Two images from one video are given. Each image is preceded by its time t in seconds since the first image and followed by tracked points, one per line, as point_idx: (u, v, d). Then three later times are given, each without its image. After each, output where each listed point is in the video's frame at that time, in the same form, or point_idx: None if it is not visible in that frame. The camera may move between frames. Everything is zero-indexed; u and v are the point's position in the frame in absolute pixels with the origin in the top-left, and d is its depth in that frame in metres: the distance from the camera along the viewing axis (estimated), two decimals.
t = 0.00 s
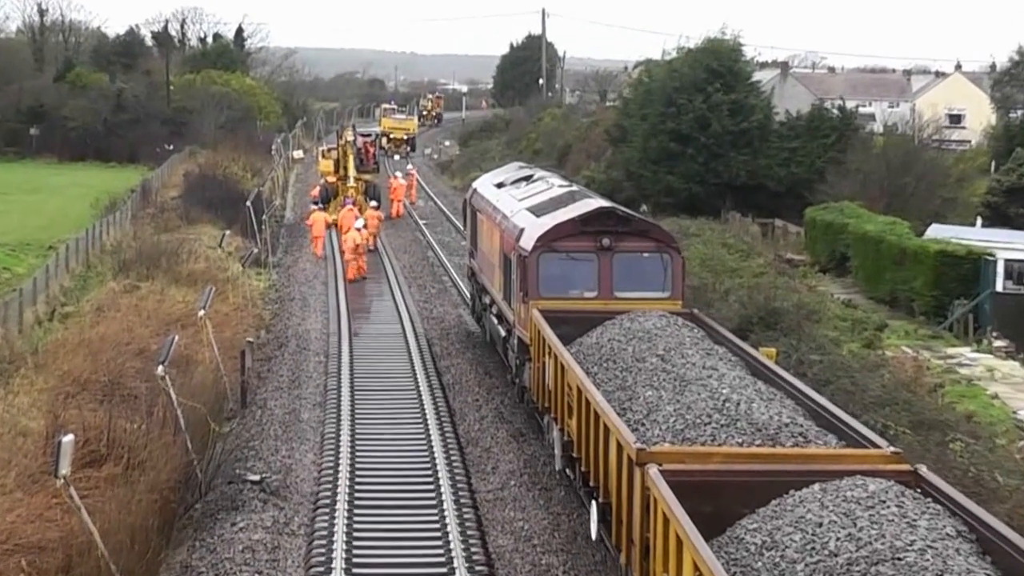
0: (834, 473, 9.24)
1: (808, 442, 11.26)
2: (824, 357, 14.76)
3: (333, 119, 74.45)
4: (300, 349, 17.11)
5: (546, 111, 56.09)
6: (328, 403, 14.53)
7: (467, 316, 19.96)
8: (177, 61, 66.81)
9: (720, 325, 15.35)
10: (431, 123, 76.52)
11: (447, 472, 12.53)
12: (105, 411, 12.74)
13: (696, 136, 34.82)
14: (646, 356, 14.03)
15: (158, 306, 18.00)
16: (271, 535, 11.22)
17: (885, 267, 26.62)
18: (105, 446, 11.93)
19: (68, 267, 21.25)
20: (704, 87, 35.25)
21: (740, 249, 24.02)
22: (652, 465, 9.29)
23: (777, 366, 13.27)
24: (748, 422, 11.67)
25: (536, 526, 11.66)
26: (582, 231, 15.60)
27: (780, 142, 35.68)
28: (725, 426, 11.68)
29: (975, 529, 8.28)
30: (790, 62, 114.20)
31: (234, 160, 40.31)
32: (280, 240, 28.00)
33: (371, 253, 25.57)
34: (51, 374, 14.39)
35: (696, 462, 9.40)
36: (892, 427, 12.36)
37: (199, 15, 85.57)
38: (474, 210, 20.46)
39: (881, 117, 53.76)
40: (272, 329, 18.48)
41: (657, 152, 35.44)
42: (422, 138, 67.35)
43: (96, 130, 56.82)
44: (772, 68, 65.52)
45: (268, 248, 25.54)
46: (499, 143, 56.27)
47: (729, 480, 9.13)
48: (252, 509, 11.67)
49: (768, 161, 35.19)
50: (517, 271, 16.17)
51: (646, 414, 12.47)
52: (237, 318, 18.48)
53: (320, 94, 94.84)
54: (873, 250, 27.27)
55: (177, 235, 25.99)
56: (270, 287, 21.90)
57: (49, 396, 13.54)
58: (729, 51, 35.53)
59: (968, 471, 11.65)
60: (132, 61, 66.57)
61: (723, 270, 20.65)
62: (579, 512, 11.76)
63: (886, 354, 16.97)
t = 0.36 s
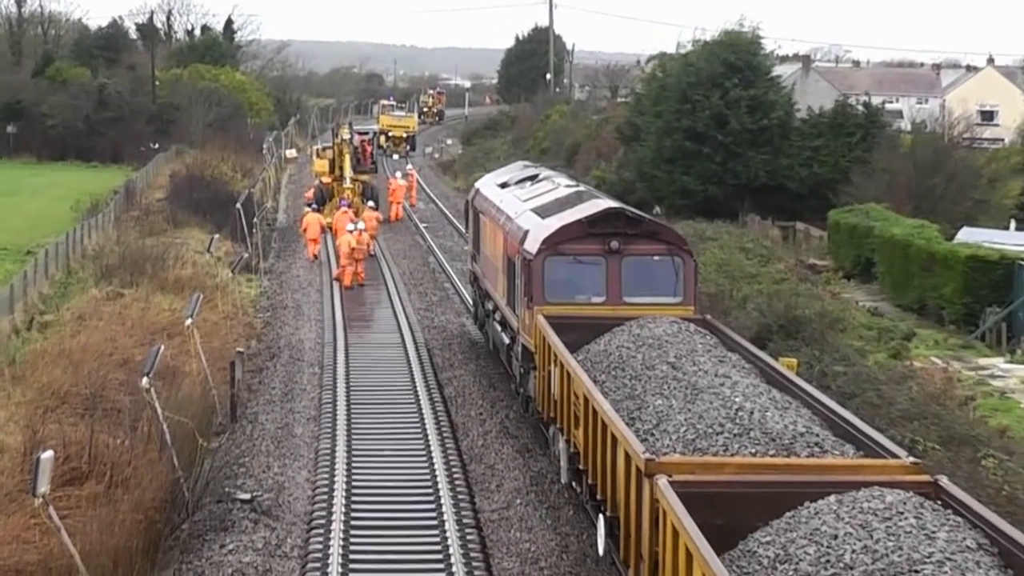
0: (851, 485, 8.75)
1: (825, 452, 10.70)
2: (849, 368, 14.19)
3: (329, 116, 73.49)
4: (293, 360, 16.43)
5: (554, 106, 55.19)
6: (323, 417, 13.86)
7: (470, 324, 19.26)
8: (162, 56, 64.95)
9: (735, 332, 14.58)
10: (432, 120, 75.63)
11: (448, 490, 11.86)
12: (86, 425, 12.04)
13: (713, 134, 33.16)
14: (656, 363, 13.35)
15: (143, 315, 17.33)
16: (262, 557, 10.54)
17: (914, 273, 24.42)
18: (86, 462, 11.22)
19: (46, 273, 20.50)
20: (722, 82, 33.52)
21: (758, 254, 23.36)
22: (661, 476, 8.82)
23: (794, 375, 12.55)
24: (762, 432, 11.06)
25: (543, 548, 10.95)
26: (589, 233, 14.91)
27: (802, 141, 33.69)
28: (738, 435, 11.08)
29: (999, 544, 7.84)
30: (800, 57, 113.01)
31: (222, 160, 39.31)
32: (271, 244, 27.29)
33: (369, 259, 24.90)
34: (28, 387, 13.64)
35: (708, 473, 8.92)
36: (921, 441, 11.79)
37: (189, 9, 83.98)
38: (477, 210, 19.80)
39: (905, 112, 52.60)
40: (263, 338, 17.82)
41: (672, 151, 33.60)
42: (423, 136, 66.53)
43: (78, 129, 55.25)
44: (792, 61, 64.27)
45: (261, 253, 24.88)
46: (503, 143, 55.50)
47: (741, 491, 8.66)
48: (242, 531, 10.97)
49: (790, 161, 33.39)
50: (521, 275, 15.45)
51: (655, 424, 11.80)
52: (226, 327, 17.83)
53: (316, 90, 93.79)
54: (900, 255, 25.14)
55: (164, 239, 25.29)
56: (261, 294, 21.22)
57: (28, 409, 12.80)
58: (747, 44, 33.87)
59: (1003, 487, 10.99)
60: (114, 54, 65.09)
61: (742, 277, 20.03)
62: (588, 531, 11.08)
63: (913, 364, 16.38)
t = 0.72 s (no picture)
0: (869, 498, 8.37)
1: (843, 464, 10.12)
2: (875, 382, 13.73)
3: (322, 112, 72.75)
4: (285, 373, 15.76)
5: (561, 103, 54.39)
6: (318, 431, 13.22)
7: (474, 334, 18.62)
8: (145, 49, 62.37)
9: (749, 340, 13.93)
10: (433, 118, 74.85)
11: (450, 509, 11.22)
12: (67, 444, 11.38)
13: (730, 132, 31.46)
14: (666, 372, 12.71)
15: (126, 325, 16.65)
16: None
17: (944, 280, 22.43)
18: (66, 482, 10.57)
19: (24, 280, 20.01)
20: (740, 77, 31.93)
21: (779, 259, 22.75)
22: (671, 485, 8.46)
23: (813, 386, 11.89)
24: (776, 443, 10.52)
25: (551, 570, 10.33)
26: (598, 236, 14.25)
27: (825, 140, 31.90)
28: (752, 447, 10.51)
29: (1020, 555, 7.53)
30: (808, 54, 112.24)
31: (210, 160, 38.40)
32: (261, 249, 26.61)
33: (366, 265, 24.29)
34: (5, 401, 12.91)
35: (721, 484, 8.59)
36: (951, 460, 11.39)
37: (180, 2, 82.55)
38: (480, 212, 19.16)
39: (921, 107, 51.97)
40: (253, 350, 17.17)
41: (688, 150, 31.98)
42: (424, 135, 65.79)
43: (58, 127, 53.68)
44: (818, 55, 63.18)
45: (250, 259, 24.42)
46: (508, 142, 54.81)
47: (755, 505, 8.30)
48: (232, 557, 10.31)
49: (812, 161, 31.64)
50: (526, 280, 14.79)
51: (666, 435, 11.19)
52: (214, 338, 17.20)
53: (310, 85, 92.82)
54: (928, 261, 23.16)
55: (149, 245, 24.68)
56: (252, 302, 20.59)
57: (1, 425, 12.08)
58: (767, 37, 32.21)
59: None
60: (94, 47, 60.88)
61: (761, 285, 19.44)
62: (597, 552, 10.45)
63: (943, 376, 15.90)
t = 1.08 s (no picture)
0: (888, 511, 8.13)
1: (864, 478, 9.53)
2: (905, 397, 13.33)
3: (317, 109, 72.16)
4: (277, 388, 15.13)
5: (571, 101, 53.72)
6: (311, 450, 12.60)
7: (477, 346, 17.98)
8: (128, 42, 61.65)
9: (765, 347, 13.30)
10: (434, 116, 74.19)
11: (454, 532, 10.61)
12: (45, 463, 10.73)
13: (750, 131, 30.72)
14: (679, 381, 12.07)
15: (108, 337, 16.02)
16: None
17: (978, 288, 21.25)
18: (45, 502, 9.91)
19: None
20: (761, 73, 31.28)
21: (803, 266, 22.14)
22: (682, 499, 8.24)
23: (832, 397, 11.25)
24: (792, 455, 9.93)
25: None
26: (606, 239, 13.62)
27: (851, 140, 31.21)
28: (768, 460, 9.90)
29: None
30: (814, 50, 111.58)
31: (198, 160, 37.60)
32: (252, 255, 26.08)
33: (363, 272, 23.65)
34: None
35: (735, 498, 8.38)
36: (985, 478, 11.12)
37: None
38: (483, 214, 18.55)
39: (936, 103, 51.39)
40: (243, 363, 16.55)
41: (706, 151, 31.21)
42: (426, 134, 65.17)
43: (35, 125, 52.22)
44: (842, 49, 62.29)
45: (241, 264, 23.95)
46: (514, 141, 54.20)
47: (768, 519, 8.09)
48: None
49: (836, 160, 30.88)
50: (531, 286, 14.16)
51: (679, 448, 10.57)
52: (202, 350, 16.59)
53: (303, 82, 92.05)
54: (960, 268, 22.02)
55: (131, 251, 24.18)
56: (242, 312, 19.96)
57: None
58: (789, 31, 31.64)
59: None
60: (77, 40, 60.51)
61: (783, 293, 18.93)
62: None
63: (978, 391, 15.41)
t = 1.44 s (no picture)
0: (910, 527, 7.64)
1: (886, 495, 8.95)
2: (940, 415, 12.88)
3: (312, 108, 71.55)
4: (268, 405, 14.54)
5: (583, 98, 53.13)
6: (304, 470, 12.01)
7: (482, 359, 17.38)
8: (112, 35, 60.72)
9: (783, 358, 12.67)
10: (437, 115, 73.60)
11: (456, 557, 10.03)
12: (22, 486, 10.12)
13: (773, 131, 30.09)
14: (693, 393, 11.45)
15: (90, 351, 15.43)
16: None
17: (1016, 297, 20.54)
18: (22, 527, 9.27)
19: None
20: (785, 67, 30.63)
21: (830, 274, 21.56)
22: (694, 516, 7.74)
23: (854, 409, 10.62)
24: (811, 470, 9.32)
25: None
26: (616, 243, 13.02)
27: (880, 140, 30.44)
28: (785, 475, 9.32)
29: None
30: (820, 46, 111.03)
31: (185, 162, 36.90)
32: (241, 262, 25.53)
33: (362, 280, 23.05)
34: None
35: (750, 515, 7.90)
36: None
37: None
38: (487, 218, 17.99)
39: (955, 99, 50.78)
40: (233, 378, 15.97)
41: (726, 151, 30.61)
42: (428, 133, 64.60)
43: (11, 124, 49.51)
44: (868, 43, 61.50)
45: (231, 272, 23.44)
46: (521, 141, 53.67)
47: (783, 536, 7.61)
48: None
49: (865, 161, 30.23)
50: (537, 292, 13.56)
51: (692, 462, 9.98)
52: (189, 364, 16.02)
53: (298, 79, 91.38)
54: (995, 275, 21.32)
55: (115, 258, 23.61)
56: (232, 323, 19.38)
57: None
58: (814, 23, 30.95)
59: None
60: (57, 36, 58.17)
61: (807, 304, 18.41)
62: None
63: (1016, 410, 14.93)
